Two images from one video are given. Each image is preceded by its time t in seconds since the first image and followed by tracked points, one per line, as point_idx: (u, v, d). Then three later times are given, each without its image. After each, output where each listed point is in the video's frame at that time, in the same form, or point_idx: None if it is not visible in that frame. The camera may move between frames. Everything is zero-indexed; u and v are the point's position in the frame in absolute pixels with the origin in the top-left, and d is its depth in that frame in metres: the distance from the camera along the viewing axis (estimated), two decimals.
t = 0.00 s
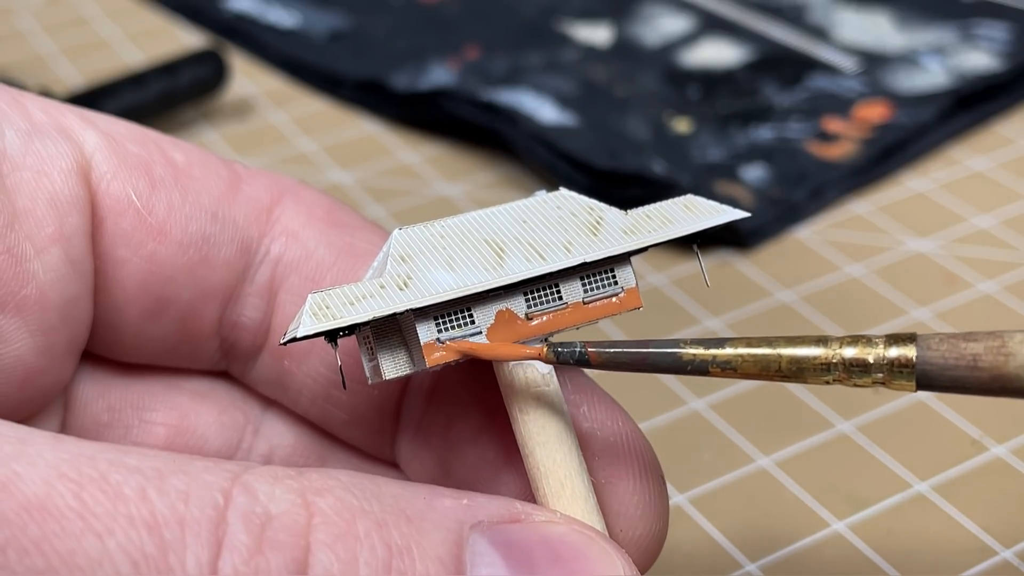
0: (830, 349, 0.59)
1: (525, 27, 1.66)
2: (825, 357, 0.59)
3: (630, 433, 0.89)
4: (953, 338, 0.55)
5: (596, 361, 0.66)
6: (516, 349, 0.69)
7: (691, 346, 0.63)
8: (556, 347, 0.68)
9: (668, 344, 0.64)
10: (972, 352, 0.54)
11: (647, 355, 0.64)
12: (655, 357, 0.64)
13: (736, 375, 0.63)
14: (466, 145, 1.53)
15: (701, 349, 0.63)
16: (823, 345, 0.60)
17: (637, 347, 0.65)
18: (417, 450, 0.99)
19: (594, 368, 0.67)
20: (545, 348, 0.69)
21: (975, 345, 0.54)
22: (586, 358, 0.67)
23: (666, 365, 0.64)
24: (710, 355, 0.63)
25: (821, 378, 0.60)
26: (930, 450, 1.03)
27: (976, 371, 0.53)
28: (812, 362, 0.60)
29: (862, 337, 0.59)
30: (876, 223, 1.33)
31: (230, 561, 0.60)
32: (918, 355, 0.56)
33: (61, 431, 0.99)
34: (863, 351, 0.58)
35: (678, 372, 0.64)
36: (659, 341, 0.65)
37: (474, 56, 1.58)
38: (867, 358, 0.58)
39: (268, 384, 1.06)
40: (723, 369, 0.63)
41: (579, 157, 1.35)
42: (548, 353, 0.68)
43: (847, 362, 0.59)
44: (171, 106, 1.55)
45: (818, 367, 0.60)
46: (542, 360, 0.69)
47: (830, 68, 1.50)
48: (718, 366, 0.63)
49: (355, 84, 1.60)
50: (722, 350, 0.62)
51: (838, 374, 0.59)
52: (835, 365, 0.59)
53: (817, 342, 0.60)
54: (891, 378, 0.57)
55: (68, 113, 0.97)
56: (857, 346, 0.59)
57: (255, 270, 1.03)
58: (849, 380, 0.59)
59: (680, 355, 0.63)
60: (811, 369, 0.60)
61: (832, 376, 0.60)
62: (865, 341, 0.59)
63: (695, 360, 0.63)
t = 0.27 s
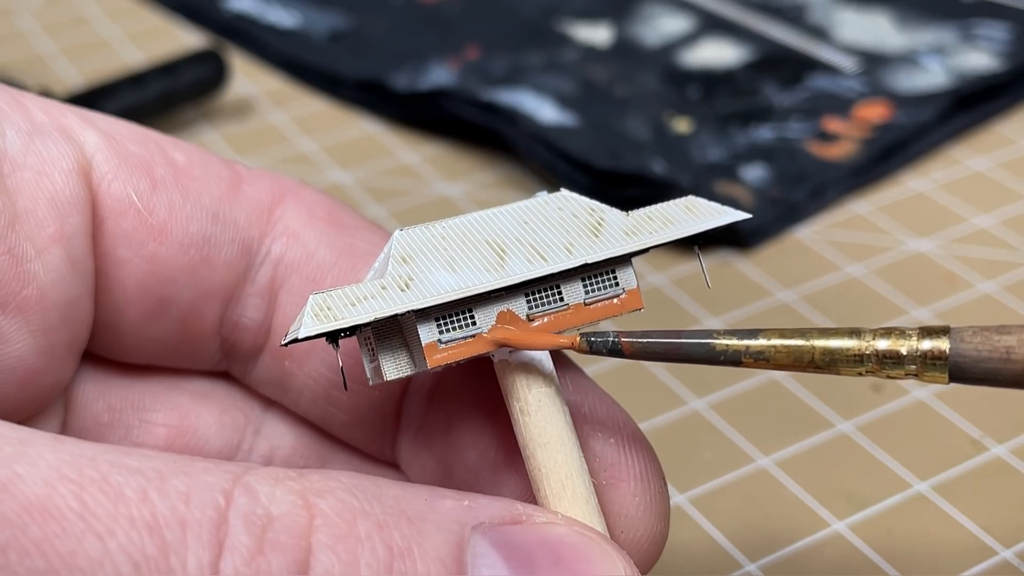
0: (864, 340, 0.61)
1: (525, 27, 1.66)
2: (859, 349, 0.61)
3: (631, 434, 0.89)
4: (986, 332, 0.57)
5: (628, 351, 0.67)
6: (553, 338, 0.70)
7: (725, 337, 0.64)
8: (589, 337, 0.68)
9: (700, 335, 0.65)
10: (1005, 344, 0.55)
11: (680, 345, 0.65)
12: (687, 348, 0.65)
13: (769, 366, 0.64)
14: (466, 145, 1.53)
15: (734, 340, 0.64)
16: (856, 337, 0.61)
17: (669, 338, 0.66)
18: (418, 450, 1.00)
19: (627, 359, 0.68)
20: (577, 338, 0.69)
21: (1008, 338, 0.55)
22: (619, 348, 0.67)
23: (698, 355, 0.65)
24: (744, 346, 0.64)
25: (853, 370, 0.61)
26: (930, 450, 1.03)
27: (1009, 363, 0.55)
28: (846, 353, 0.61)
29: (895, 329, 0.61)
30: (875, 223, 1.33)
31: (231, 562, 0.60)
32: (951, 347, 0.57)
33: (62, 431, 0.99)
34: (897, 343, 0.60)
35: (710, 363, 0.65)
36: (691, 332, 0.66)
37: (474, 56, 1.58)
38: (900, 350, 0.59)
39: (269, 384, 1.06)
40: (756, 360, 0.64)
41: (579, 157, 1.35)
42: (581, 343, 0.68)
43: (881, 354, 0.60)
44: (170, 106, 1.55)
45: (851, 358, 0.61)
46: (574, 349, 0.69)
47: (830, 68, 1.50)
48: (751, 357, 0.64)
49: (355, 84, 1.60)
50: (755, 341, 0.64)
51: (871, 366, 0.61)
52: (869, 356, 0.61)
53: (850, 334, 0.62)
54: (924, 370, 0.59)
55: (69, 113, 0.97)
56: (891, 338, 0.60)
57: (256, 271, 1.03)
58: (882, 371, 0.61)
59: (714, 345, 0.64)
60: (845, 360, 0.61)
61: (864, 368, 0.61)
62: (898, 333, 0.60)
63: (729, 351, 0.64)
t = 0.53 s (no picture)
0: (908, 334, 0.60)
1: (525, 27, 1.66)
2: (903, 343, 0.60)
3: (632, 434, 0.89)
4: None
5: (672, 343, 0.66)
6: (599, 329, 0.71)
7: (768, 330, 0.64)
8: (633, 328, 0.68)
9: (744, 328, 0.65)
10: None
11: (723, 338, 0.65)
12: (730, 340, 0.65)
13: (811, 359, 0.63)
14: (466, 145, 1.53)
15: (778, 333, 0.63)
16: (901, 331, 0.61)
17: (712, 329, 0.66)
18: (419, 450, 1.00)
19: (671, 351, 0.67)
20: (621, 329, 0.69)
21: None
22: (663, 339, 0.67)
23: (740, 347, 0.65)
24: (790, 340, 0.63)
25: (897, 364, 0.61)
26: (930, 450, 1.03)
27: None
28: (890, 347, 0.61)
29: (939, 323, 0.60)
30: (875, 223, 1.33)
31: (231, 563, 0.60)
32: (996, 341, 0.57)
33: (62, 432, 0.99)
34: (941, 338, 0.59)
35: (753, 355, 0.65)
36: (734, 324, 0.65)
37: (474, 56, 1.58)
38: (945, 344, 0.59)
39: (269, 385, 1.06)
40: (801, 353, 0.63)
41: (579, 157, 1.35)
42: (626, 334, 0.68)
43: (926, 348, 0.59)
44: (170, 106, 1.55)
45: (895, 352, 0.61)
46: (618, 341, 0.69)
47: (830, 68, 1.50)
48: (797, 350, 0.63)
49: (355, 84, 1.60)
50: (799, 334, 0.63)
51: (915, 360, 0.60)
52: (913, 351, 0.60)
53: (894, 328, 0.61)
54: (968, 365, 0.58)
55: (70, 114, 0.97)
56: (936, 333, 0.60)
57: (256, 272, 1.03)
58: (926, 366, 0.60)
59: (758, 339, 0.64)
60: (890, 354, 0.61)
61: (909, 362, 0.61)
62: (942, 328, 0.60)
63: (773, 343, 0.63)
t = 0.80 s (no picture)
0: (893, 327, 0.57)
1: (524, 27, 1.66)
2: (887, 335, 0.57)
3: (631, 432, 0.89)
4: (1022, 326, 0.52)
5: (660, 325, 0.66)
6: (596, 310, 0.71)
7: (752, 320, 0.62)
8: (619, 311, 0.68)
9: (730, 315, 0.63)
10: None
11: (704, 322, 0.63)
12: (712, 326, 0.63)
13: (796, 349, 0.61)
14: (465, 145, 1.54)
15: (761, 321, 0.61)
16: (885, 324, 0.57)
17: (696, 313, 0.64)
18: (418, 449, 1.00)
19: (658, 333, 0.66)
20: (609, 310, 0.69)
21: None
22: (650, 322, 0.66)
23: (723, 335, 0.63)
24: (773, 329, 0.61)
25: (881, 358, 0.57)
26: (930, 450, 1.03)
27: None
28: (873, 340, 0.57)
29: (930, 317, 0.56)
30: (875, 223, 1.33)
31: (229, 558, 0.60)
32: (980, 340, 0.53)
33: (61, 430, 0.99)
34: (925, 332, 0.55)
35: (736, 342, 0.63)
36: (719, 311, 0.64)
37: (474, 56, 1.58)
38: (928, 339, 0.55)
39: (268, 384, 1.06)
40: (782, 342, 0.61)
41: (578, 157, 1.35)
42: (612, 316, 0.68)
43: (910, 343, 0.56)
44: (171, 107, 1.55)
45: (878, 346, 0.57)
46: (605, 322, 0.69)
47: (830, 67, 1.50)
48: (780, 338, 0.61)
49: (355, 85, 1.60)
50: (783, 322, 0.61)
51: (901, 354, 0.56)
52: (896, 345, 0.56)
53: (882, 321, 0.57)
54: (953, 361, 0.54)
55: (70, 113, 0.97)
56: (922, 327, 0.56)
57: (256, 271, 1.03)
58: (912, 362, 0.57)
59: (740, 327, 0.62)
60: (872, 348, 0.57)
61: (895, 356, 0.57)
62: (928, 322, 0.56)
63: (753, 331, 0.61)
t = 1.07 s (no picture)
0: (890, 328, 0.57)
1: (524, 27, 1.66)
2: (884, 336, 0.57)
3: (631, 432, 0.89)
4: (1016, 326, 0.53)
5: (654, 324, 0.65)
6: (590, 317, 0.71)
7: (749, 320, 0.62)
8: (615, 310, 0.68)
9: (727, 315, 0.63)
10: None
11: (700, 322, 0.63)
12: (708, 326, 0.63)
13: (792, 348, 0.61)
14: (465, 145, 1.54)
15: (758, 321, 0.61)
16: (881, 324, 0.57)
17: (692, 313, 0.64)
18: (418, 449, 1.00)
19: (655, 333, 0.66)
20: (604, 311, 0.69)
21: None
22: (646, 321, 0.66)
23: (718, 334, 0.63)
24: (769, 329, 0.61)
25: (877, 358, 0.58)
26: (930, 450, 1.03)
27: None
28: (870, 340, 0.57)
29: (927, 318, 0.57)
30: (875, 223, 1.33)
31: (228, 558, 0.60)
32: (977, 340, 0.54)
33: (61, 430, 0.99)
34: (922, 332, 0.56)
35: (732, 343, 0.63)
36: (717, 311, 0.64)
37: (474, 56, 1.58)
38: (926, 340, 0.55)
39: (268, 384, 1.06)
40: (779, 343, 0.61)
41: (578, 157, 1.35)
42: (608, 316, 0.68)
43: (907, 343, 0.56)
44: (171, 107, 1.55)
45: (875, 346, 0.57)
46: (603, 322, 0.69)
47: (830, 67, 1.50)
48: (776, 339, 0.61)
49: (355, 85, 1.60)
50: (779, 322, 0.61)
51: (898, 355, 0.57)
52: (893, 345, 0.57)
53: (878, 321, 0.58)
54: (949, 361, 0.55)
55: (70, 114, 0.97)
56: (919, 327, 0.56)
57: (256, 271, 1.03)
58: (908, 362, 0.57)
59: (737, 327, 0.62)
60: (869, 348, 0.58)
61: (891, 357, 0.57)
62: (925, 323, 0.56)
63: (750, 331, 0.62)
